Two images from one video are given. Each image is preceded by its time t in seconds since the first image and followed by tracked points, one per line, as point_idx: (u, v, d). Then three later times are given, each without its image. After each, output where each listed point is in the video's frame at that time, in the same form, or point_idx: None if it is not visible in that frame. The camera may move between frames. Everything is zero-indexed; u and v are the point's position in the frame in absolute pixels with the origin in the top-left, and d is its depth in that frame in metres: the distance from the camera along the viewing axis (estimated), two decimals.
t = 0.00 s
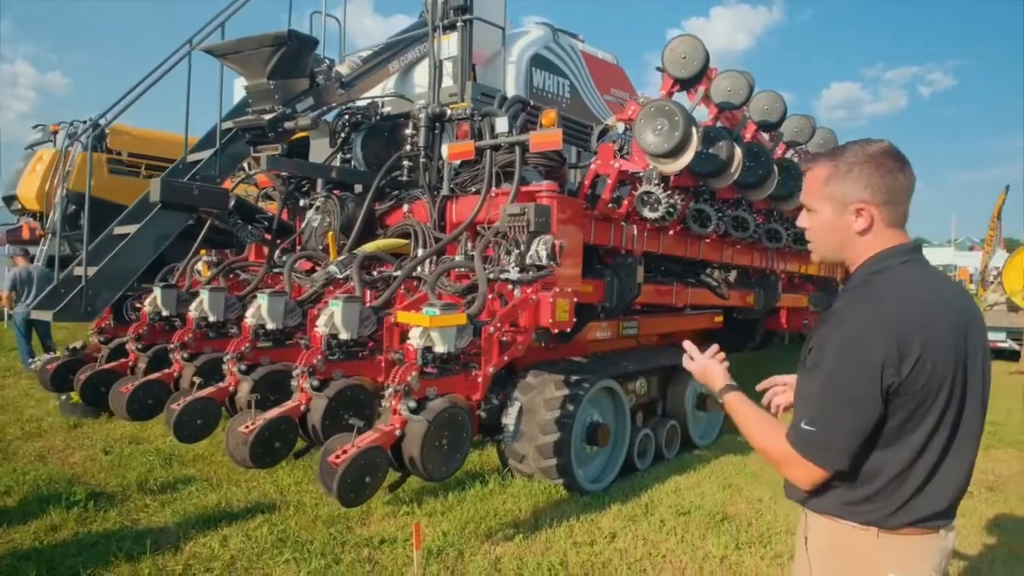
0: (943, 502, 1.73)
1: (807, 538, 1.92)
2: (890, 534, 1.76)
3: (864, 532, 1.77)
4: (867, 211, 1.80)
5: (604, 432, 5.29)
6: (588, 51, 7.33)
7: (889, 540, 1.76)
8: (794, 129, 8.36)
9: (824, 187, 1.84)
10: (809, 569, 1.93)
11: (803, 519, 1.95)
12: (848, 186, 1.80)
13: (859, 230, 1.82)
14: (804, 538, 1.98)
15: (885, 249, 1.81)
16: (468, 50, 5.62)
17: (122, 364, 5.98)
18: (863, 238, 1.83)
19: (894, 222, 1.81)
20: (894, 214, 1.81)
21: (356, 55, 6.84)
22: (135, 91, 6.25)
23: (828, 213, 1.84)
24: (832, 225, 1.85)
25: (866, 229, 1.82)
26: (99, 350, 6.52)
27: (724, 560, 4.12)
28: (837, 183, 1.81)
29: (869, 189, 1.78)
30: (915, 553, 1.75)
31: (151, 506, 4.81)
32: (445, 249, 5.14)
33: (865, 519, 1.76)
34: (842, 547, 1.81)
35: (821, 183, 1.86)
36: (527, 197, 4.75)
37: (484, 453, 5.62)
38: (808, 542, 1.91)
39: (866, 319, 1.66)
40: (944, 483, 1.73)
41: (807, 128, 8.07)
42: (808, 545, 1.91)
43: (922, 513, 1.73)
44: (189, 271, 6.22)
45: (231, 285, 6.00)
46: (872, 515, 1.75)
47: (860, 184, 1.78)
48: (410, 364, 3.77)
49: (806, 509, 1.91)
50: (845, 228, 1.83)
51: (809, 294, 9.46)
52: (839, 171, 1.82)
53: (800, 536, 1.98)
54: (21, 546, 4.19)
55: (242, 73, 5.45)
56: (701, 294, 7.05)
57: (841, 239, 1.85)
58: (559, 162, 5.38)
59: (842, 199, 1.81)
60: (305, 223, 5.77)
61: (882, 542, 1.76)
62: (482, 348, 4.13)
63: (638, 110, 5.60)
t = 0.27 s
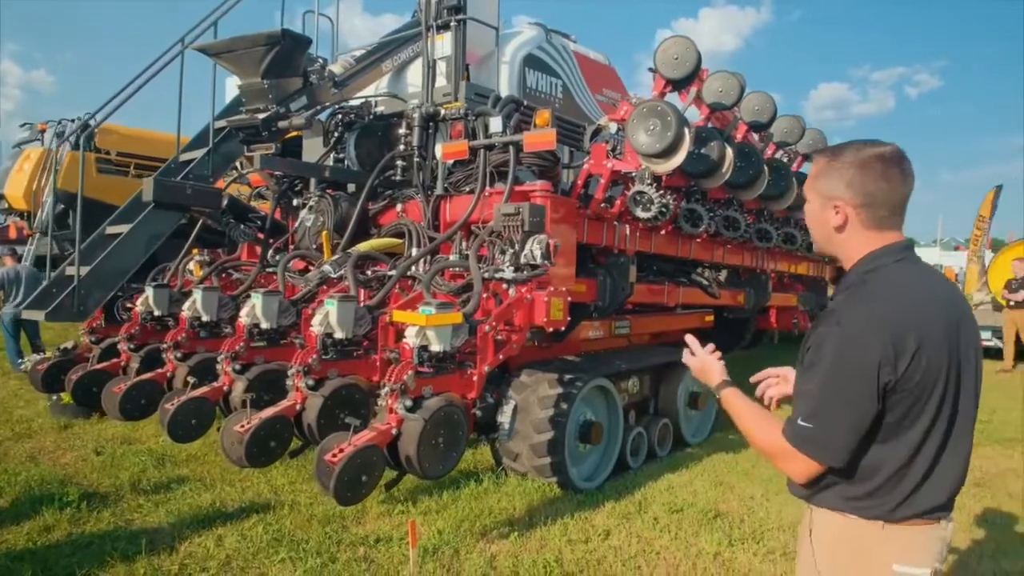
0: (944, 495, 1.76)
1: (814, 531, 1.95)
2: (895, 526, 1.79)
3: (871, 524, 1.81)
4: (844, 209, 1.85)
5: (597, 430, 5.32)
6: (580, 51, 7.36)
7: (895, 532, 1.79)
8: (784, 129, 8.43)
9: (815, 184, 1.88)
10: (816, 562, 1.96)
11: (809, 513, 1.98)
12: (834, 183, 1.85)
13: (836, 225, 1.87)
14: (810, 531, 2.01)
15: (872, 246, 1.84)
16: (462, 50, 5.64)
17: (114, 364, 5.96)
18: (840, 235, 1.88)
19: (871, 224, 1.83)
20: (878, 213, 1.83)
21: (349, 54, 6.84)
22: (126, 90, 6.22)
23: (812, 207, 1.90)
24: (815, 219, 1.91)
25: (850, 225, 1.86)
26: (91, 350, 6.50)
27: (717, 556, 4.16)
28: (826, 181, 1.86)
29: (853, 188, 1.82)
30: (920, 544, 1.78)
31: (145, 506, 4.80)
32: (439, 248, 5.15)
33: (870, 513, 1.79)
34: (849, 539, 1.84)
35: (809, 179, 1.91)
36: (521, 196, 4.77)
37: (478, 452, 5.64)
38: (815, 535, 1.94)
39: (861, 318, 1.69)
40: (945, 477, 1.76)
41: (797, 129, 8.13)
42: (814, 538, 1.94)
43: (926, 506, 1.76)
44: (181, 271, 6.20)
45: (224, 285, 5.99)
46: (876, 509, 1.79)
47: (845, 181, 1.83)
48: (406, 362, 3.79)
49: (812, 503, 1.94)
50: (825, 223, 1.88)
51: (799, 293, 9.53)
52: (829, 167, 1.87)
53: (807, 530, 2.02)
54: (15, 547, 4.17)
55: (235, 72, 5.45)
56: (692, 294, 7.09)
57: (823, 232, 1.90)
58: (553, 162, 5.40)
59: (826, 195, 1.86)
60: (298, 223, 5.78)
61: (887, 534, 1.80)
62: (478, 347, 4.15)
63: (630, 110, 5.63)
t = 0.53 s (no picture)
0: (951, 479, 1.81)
1: (824, 520, 1.97)
2: (906, 512, 1.83)
3: (884, 511, 1.84)
4: (825, 200, 1.91)
5: (591, 428, 5.36)
6: (572, 51, 7.40)
7: (905, 516, 1.83)
8: (774, 129, 8.50)
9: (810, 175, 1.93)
10: (826, 550, 1.98)
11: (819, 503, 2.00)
12: (823, 175, 1.91)
13: (821, 214, 1.94)
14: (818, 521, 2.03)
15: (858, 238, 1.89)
16: (456, 49, 5.67)
17: (107, 363, 5.94)
18: (825, 224, 1.95)
19: (850, 219, 1.88)
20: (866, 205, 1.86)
21: (343, 53, 6.85)
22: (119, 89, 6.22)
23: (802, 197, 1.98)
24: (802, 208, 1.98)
25: (834, 218, 1.92)
26: (83, 349, 6.47)
27: (711, 551, 4.20)
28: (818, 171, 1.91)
29: (839, 182, 1.87)
30: (928, 526, 1.83)
31: (139, 505, 4.79)
32: (433, 247, 5.17)
33: (883, 501, 1.82)
34: (861, 526, 1.87)
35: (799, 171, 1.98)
36: (515, 195, 4.79)
37: (472, 450, 5.66)
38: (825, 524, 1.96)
39: (857, 312, 1.73)
40: (950, 462, 1.81)
41: (787, 129, 8.20)
42: (825, 527, 1.96)
43: (934, 490, 1.80)
44: (174, 270, 6.19)
45: (217, 284, 5.97)
46: (887, 496, 1.82)
47: (833, 174, 1.88)
48: (402, 360, 3.81)
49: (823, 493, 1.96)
50: (811, 212, 1.96)
51: (788, 292, 9.60)
52: (822, 161, 1.92)
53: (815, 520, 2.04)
54: (9, 546, 4.16)
55: (229, 71, 5.44)
56: (684, 292, 7.14)
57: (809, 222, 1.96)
58: (546, 161, 5.44)
59: (814, 185, 1.93)
60: (292, 222, 5.79)
61: (898, 518, 1.83)
62: (473, 345, 4.17)
63: (623, 110, 5.66)
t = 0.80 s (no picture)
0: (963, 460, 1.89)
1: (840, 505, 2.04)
2: (919, 494, 1.90)
3: (897, 493, 1.91)
4: (847, 198, 1.98)
5: (588, 426, 5.39)
6: (569, 51, 7.42)
7: (917, 500, 1.90)
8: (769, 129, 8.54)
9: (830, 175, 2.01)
10: (838, 538, 2.04)
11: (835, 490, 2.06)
12: (843, 176, 1.98)
13: (841, 213, 2.00)
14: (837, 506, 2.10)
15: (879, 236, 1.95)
16: (453, 49, 5.68)
17: (104, 363, 5.92)
18: (844, 223, 2.00)
19: (872, 218, 1.95)
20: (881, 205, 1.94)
21: (340, 53, 6.86)
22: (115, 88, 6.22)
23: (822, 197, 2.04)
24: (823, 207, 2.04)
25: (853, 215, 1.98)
26: (78, 349, 6.45)
27: (708, 548, 4.22)
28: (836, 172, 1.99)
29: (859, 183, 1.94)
30: (938, 509, 1.90)
31: (137, 504, 4.78)
32: (431, 246, 5.18)
33: (898, 484, 1.89)
34: (875, 509, 1.93)
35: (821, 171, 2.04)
36: (513, 194, 4.81)
37: (469, 449, 5.67)
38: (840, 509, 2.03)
39: (880, 306, 1.79)
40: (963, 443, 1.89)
41: (782, 129, 8.23)
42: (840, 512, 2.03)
43: (947, 473, 1.88)
44: (170, 269, 6.18)
45: (214, 283, 5.97)
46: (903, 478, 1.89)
47: (854, 175, 1.95)
48: (402, 359, 3.82)
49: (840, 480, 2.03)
50: (831, 212, 2.02)
51: (783, 291, 9.65)
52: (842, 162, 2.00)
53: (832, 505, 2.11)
54: (7, 546, 4.15)
55: (227, 69, 5.44)
56: (680, 292, 7.17)
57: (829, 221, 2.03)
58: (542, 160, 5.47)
59: (834, 186, 1.99)
60: (289, 221, 5.79)
61: (910, 502, 1.90)
62: (472, 343, 4.20)
63: (620, 109, 5.69)
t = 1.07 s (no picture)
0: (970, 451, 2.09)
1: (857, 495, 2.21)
2: (931, 484, 2.09)
3: (915, 483, 2.09)
4: (876, 205, 2.16)
5: (584, 424, 5.40)
6: (565, 51, 7.44)
7: (931, 488, 2.10)
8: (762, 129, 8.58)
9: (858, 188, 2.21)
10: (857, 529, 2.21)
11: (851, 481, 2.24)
12: (873, 185, 2.16)
13: (870, 220, 2.19)
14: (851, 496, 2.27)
15: (906, 242, 2.14)
16: (449, 48, 5.69)
17: (98, 362, 5.90)
18: (872, 229, 2.19)
19: (899, 222, 2.14)
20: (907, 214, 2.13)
21: (335, 52, 6.87)
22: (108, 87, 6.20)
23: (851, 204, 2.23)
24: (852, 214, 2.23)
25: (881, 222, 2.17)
26: (72, 348, 6.43)
27: (704, 545, 4.24)
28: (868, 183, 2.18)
29: (889, 190, 2.13)
30: (948, 497, 2.11)
31: (133, 504, 4.77)
32: (427, 245, 5.19)
33: (913, 472, 2.08)
34: (896, 497, 2.11)
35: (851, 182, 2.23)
36: (509, 194, 4.81)
37: (465, 448, 5.67)
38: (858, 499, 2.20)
39: (905, 305, 1.96)
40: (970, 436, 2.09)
41: (776, 128, 8.26)
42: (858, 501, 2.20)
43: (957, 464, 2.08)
44: (165, 268, 6.17)
45: (209, 282, 5.96)
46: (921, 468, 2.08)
47: (884, 184, 2.13)
48: (399, 357, 3.82)
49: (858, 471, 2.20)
50: (860, 218, 2.20)
51: (777, 290, 9.68)
52: (870, 173, 2.19)
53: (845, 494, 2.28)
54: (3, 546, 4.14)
55: (222, 68, 5.44)
56: (675, 290, 7.20)
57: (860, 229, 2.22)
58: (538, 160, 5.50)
59: (865, 194, 2.18)
60: (285, 220, 5.78)
61: (925, 490, 2.10)
62: (470, 342, 4.22)
63: (616, 109, 5.70)
